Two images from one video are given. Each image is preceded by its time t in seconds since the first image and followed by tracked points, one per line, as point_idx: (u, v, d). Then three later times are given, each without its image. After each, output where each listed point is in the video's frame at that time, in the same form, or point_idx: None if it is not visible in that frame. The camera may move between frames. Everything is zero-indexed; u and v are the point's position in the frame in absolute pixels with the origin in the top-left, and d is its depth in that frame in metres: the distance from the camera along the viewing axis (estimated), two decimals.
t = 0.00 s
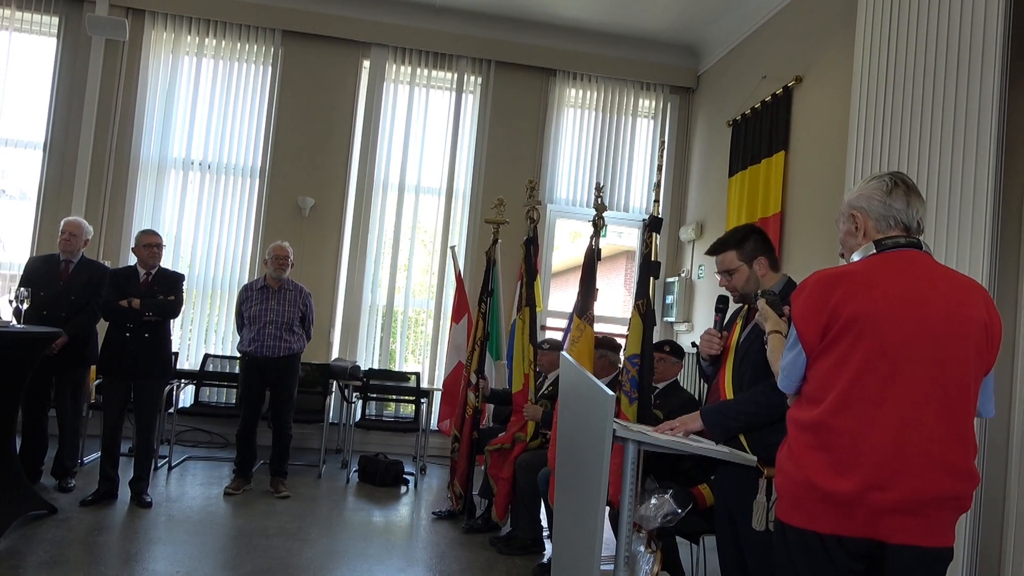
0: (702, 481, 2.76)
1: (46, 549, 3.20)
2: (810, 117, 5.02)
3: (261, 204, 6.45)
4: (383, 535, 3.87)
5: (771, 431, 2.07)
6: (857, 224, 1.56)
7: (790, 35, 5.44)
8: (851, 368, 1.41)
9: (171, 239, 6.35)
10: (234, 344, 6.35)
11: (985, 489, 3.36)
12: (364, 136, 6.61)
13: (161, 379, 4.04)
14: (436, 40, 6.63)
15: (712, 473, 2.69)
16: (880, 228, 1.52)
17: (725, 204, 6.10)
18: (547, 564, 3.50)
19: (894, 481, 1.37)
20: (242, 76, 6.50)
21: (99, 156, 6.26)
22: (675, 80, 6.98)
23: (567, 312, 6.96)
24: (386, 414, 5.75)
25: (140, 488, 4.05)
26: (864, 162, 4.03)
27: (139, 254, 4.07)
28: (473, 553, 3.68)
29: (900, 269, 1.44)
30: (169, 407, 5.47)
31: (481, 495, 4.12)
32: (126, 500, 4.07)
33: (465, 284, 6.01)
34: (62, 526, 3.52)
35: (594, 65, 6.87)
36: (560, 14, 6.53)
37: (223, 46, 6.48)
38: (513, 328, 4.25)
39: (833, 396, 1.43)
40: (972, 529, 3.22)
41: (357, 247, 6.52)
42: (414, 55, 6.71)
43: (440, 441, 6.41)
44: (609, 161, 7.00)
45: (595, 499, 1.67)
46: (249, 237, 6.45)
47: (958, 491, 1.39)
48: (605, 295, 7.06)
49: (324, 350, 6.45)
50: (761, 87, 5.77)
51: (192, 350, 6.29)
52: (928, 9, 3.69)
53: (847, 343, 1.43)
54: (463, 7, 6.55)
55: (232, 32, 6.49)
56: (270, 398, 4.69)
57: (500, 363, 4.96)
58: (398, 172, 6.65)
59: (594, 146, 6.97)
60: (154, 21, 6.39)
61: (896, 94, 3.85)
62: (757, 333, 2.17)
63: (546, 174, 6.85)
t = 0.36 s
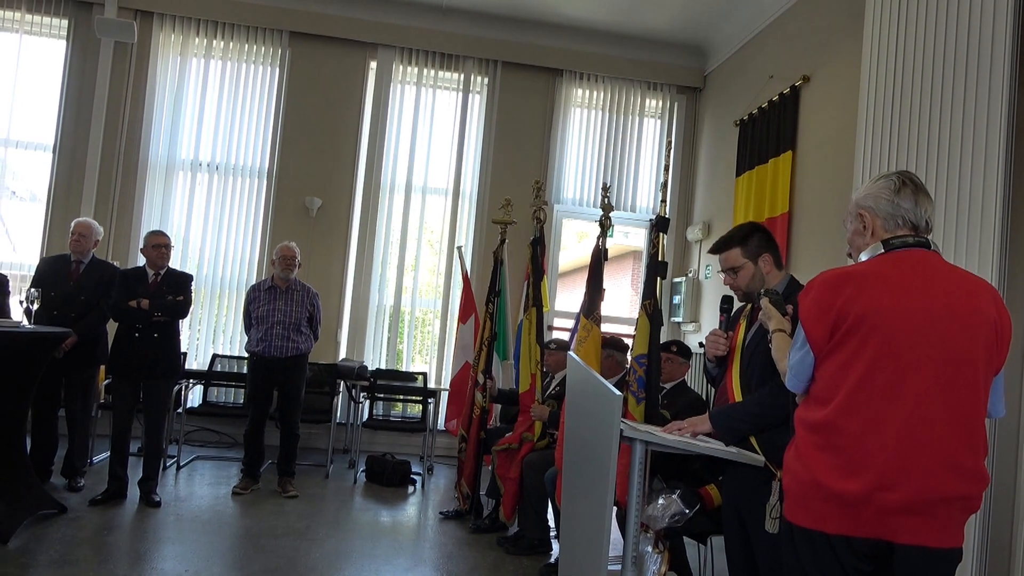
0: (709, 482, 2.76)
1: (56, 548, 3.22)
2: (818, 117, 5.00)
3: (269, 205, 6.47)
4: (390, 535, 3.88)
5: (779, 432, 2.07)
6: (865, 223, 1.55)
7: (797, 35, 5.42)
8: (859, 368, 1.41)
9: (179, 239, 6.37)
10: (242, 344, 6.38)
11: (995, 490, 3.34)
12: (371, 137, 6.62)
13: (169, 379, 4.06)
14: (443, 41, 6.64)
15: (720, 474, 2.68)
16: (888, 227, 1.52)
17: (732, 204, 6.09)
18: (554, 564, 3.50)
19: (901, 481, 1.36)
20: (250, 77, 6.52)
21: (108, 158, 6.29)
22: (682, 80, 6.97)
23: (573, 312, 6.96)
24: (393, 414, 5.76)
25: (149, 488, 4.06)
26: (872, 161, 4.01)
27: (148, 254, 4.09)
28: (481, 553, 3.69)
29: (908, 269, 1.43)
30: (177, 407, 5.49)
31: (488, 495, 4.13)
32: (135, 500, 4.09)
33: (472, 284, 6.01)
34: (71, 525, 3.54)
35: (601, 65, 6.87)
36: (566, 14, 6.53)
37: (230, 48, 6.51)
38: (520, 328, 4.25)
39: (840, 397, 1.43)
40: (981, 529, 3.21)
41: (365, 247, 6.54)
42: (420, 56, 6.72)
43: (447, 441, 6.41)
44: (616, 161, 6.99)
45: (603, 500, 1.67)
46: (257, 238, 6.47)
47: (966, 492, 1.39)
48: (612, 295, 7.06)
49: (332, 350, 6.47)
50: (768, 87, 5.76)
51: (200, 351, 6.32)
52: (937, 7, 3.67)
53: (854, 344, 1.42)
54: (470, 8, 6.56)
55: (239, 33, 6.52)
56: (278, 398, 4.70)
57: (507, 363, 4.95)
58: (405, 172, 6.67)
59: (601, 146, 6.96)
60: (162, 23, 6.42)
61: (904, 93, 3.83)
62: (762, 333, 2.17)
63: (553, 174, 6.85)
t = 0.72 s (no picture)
0: (717, 482, 2.75)
1: (66, 547, 3.24)
2: (825, 116, 4.99)
3: (276, 206, 6.50)
4: (397, 535, 3.89)
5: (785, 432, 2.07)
6: (869, 223, 1.55)
7: (804, 34, 5.40)
8: (864, 369, 1.41)
9: (187, 241, 6.40)
10: (249, 345, 6.40)
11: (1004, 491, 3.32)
12: (378, 138, 6.64)
13: (177, 379, 4.08)
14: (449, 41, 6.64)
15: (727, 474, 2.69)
16: (892, 227, 1.51)
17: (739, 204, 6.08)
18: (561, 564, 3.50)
19: (907, 481, 1.36)
20: (257, 79, 6.55)
21: (117, 159, 6.33)
22: (689, 80, 6.95)
23: (580, 312, 6.95)
24: (400, 414, 5.77)
25: (158, 488, 4.09)
26: (879, 161, 4.00)
27: (157, 256, 4.11)
28: (488, 553, 3.69)
29: (911, 269, 1.43)
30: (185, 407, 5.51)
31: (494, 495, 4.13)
32: (144, 500, 4.11)
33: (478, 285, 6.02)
34: (81, 525, 3.57)
35: (607, 65, 6.86)
36: (572, 14, 6.53)
37: (238, 49, 6.54)
38: (526, 328, 4.25)
39: (846, 397, 1.42)
40: (990, 530, 3.19)
41: (371, 248, 6.55)
42: (427, 57, 6.73)
43: (453, 442, 6.42)
44: (623, 161, 6.99)
45: (609, 500, 1.67)
46: (264, 239, 6.50)
47: (973, 491, 1.38)
48: (618, 296, 7.05)
49: (339, 350, 6.49)
50: (775, 86, 5.74)
51: (208, 351, 6.35)
52: (945, 5, 3.65)
53: (859, 344, 1.42)
54: (476, 8, 6.56)
55: (246, 35, 6.54)
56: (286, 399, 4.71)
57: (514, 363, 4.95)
58: (412, 173, 6.68)
59: (608, 146, 6.96)
60: (170, 25, 6.45)
61: (912, 91, 3.81)
62: (765, 340, 2.17)
63: (559, 175, 6.85)
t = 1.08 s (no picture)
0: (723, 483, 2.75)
1: (75, 546, 3.26)
2: (834, 116, 4.97)
3: (284, 206, 6.52)
4: (404, 535, 3.89)
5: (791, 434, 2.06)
6: (875, 224, 1.54)
7: (813, 34, 5.38)
8: (871, 369, 1.40)
9: (195, 240, 6.43)
10: (257, 344, 6.43)
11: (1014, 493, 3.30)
12: (385, 138, 6.65)
13: (185, 378, 4.10)
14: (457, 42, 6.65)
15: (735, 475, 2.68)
16: (899, 228, 1.51)
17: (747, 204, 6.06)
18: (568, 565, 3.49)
19: (914, 482, 1.35)
20: (265, 79, 6.57)
21: (126, 159, 6.36)
22: (696, 80, 6.94)
23: (587, 313, 6.95)
24: (407, 414, 5.78)
25: (166, 487, 4.10)
26: (888, 162, 3.98)
27: (165, 255, 4.13)
28: (494, 553, 3.69)
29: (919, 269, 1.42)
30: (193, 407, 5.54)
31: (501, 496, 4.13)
32: (152, 499, 4.13)
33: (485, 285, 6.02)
34: (90, 523, 3.59)
35: (614, 65, 6.85)
36: (580, 15, 6.53)
37: (246, 50, 6.56)
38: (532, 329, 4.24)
39: (853, 398, 1.42)
40: (999, 533, 3.17)
41: (378, 248, 6.56)
42: (434, 57, 6.74)
43: (460, 442, 6.43)
44: (630, 161, 6.98)
45: (615, 501, 1.66)
46: (272, 239, 6.52)
47: (981, 492, 1.38)
48: (625, 296, 7.05)
49: (346, 350, 6.50)
50: (783, 86, 5.72)
51: (216, 351, 6.38)
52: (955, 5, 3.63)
53: (866, 345, 1.41)
54: (483, 8, 6.57)
55: (255, 36, 6.57)
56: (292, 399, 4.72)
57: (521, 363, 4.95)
58: (419, 173, 6.69)
59: (615, 146, 6.95)
60: (178, 26, 6.48)
61: (921, 91, 3.79)
62: (769, 341, 2.17)
63: (566, 175, 6.85)
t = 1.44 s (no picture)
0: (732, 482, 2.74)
1: (86, 547, 3.28)
2: (840, 114, 4.96)
3: (290, 208, 6.53)
4: (413, 535, 3.90)
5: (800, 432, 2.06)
6: (882, 220, 1.54)
7: (818, 31, 5.36)
8: (878, 367, 1.40)
9: (203, 243, 6.46)
10: (265, 346, 6.45)
11: None
12: (391, 139, 6.66)
13: (194, 380, 4.11)
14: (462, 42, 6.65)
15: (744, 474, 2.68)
16: (906, 224, 1.50)
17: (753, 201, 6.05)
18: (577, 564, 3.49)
19: (923, 480, 1.35)
20: (271, 82, 6.59)
21: (133, 163, 6.39)
22: (702, 78, 6.93)
23: (594, 312, 6.94)
24: (415, 415, 5.79)
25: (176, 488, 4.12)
26: (895, 159, 3.97)
27: (173, 258, 4.15)
28: (503, 553, 3.69)
29: (925, 265, 1.42)
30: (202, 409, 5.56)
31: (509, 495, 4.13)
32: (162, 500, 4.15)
33: (492, 286, 6.03)
34: (101, 525, 3.61)
35: (619, 64, 6.84)
36: (584, 14, 6.53)
37: (252, 53, 6.58)
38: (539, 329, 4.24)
39: (861, 395, 1.41)
40: (1011, 530, 3.15)
41: (385, 250, 6.58)
42: (439, 58, 6.75)
43: (468, 442, 6.44)
44: (636, 160, 6.97)
45: (624, 500, 1.67)
46: (279, 241, 6.54)
47: (990, 489, 1.37)
48: (632, 295, 7.04)
49: (353, 352, 6.52)
50: (790, 83, 5.70)
51: (224, 353, 6.41)
52: None
53: (873, 342, 1.41)
54: (487, 9, 6.57)
55: (260, 39, 6.59)
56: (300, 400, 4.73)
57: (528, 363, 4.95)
58: (425, 174, 6.70)
59: (621, 146, 6.94)
60: (184, 30, 6.51)
61: (929, 88, 3.77)
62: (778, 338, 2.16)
63: (572, 174, 6.84)
